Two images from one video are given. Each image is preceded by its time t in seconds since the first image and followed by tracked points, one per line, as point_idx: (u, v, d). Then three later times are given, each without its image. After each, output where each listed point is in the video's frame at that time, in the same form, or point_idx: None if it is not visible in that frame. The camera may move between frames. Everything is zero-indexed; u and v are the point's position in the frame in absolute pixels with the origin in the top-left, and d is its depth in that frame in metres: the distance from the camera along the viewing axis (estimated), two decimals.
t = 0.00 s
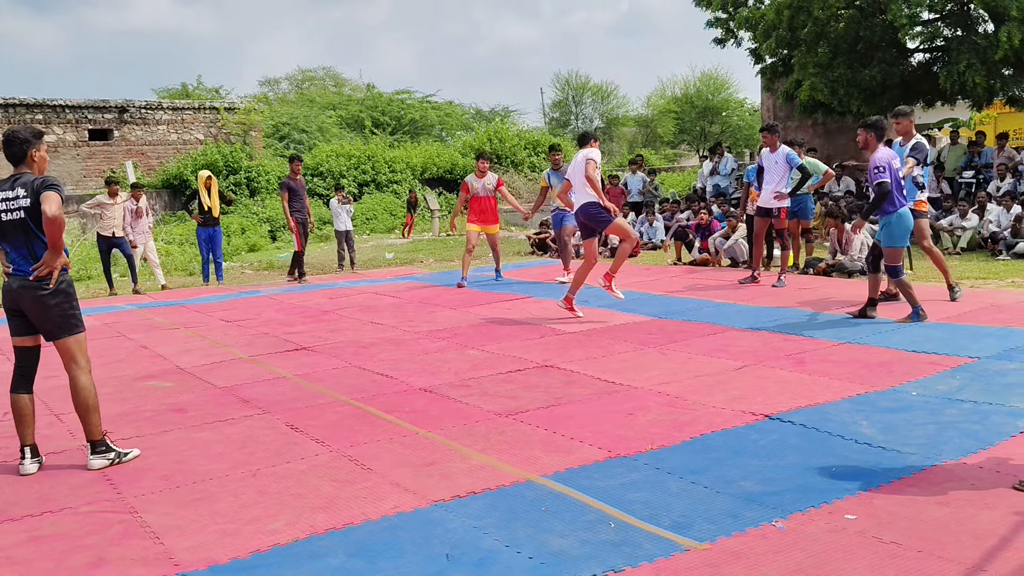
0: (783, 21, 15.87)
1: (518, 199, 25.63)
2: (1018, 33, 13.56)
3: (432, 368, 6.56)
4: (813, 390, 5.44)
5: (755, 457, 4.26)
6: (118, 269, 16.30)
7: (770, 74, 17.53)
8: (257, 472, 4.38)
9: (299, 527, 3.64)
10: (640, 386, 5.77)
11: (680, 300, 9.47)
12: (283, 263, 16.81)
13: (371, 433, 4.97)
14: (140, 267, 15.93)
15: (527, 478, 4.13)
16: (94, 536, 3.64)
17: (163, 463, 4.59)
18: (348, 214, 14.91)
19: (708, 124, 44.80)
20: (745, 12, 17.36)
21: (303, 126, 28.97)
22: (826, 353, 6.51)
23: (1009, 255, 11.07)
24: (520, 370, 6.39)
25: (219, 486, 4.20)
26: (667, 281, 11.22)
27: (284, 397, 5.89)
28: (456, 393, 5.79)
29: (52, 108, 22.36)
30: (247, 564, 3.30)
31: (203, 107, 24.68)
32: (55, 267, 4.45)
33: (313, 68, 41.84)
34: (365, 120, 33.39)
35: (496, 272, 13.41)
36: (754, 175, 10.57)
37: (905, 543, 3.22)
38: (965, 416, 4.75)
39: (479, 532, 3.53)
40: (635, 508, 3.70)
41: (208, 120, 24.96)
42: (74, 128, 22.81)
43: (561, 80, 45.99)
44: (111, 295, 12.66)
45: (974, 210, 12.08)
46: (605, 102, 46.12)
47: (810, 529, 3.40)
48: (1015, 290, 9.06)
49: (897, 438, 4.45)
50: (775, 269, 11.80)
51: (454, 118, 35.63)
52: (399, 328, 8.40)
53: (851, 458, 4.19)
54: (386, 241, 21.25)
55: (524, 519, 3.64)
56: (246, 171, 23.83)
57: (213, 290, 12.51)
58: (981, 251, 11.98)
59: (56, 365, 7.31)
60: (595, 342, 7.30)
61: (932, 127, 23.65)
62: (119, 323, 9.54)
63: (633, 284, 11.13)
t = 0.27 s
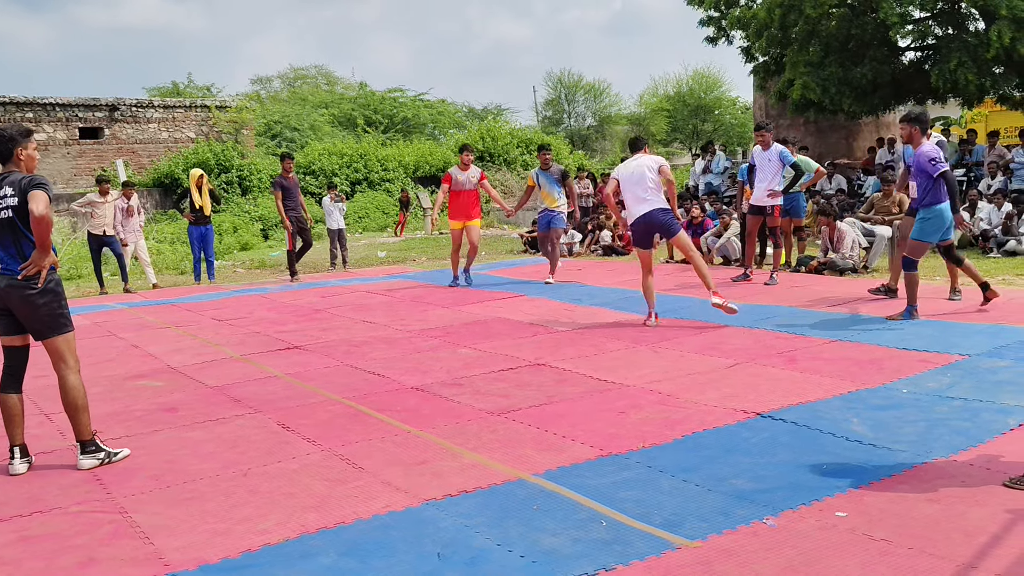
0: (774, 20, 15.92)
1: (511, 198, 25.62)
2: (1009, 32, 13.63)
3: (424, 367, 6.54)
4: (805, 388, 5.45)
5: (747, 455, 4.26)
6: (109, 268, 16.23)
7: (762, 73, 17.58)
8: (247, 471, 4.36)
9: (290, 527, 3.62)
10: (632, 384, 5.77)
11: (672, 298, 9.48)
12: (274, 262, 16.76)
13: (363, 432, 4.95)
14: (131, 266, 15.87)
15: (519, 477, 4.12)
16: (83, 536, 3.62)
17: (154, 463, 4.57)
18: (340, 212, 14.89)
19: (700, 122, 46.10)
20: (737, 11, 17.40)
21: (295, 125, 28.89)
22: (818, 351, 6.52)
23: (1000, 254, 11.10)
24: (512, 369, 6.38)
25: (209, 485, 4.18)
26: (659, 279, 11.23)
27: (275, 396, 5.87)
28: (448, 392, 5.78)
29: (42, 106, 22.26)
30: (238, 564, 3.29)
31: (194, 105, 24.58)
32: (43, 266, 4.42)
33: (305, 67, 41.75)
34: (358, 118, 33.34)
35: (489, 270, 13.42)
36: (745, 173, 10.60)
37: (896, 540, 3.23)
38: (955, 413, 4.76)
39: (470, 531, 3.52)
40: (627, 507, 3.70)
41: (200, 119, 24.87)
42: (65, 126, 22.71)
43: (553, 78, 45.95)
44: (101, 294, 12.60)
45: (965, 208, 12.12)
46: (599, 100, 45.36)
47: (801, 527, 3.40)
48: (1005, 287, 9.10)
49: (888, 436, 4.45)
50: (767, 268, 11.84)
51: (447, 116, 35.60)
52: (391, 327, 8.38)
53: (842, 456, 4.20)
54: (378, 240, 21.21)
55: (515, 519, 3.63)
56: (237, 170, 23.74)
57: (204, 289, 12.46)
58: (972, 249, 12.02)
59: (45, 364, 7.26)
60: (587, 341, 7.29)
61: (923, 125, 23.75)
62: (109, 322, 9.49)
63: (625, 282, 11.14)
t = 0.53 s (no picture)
0: (766, 18, 15.95)
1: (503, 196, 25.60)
2: (998, 30, 13.65)
3: (417, 365, 6.54)
4: (796, 386, 5.46)
5: (738, 453, 4.27)
6: (100, 267, 16.17)
7: (753, 71, 17.62)
8: (239, 471, 4.35)
9: (282, 527, 3.61)
10: (625, 382, 5.77)
11: (664, 296, 9.49)
12: (266, 261, 16.72)
13: (355, 431, 4.95)
14: (122, 264, 15.81)
15: (511, 476, 4.12)
16: (74, 536, 3.60)
17: (145, 463, 4.55)
18: (333, 211, 14.86)
19: (693, 120, 46.14)
20: (728, 10, 17.44)
21: (287, 123, 28.82)
22: (809, 348, 6.54)
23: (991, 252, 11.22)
24: (504, 367, 6.38)
25: (200, 485, 4.16)
26: (652, 277, 11.25)
27: (267, 395, 5.86)
28: (440, 390, 5.78)
29: (33, 105, 22.19)
30: (229, 564, 3.28)
31: (185, 103, 24.49)
32: (32, 265, 4.39)
33: (297, 65, 41.66)
34: (350, 117, 33.29)
35: (481, 268, 13.42)
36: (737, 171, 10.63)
37: (887, 537, 3.24)
38: (946, 410, 4.78)
39: (462, 530, 3.51)
40: (619, 505, 3.70)
41: (191, 117, 24.78)
42: (55, 125, 22.61)
43: (545, 76, 45.96)
44: (92, 293, 12.54)
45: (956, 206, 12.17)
46: (591, 98, 45.47)
47: (793, 524, 3.41)
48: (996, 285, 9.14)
49: (879, 433, 4.47)
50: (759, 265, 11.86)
51: (439, 115, 35.55)
52: (384, 325, 8.37)
53: (833, 453, 4.21)
54: (370, 239, 21.18)
55: (507, 517, 3.63)
56: (229, 168, 23.66)
57: (196, 288, 12.42)
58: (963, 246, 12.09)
59: (35, 364, 7.23)
60: (580, 339, 7.30)
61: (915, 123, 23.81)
62: (100, 321, 9.45)
63: (618, 280, 11.14)
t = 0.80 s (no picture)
0: (761, 18, 15.97)
1: (499, 195, 25.58)
2: (993, 29, 13.66)
3: (412, 365, 6.53)
4: (792, 385, 5.47)
5: (734, 452, 4.28)
6: (94, 267, 16.14)
7: (748, 71, 17.63)
8: (234, 471, 4.34)
9: (277, 527, 3.60)
10: (620, 381, 5.78)
11: (660, 295, 9.51)
12: (262, 261, 16.69)
13: (350, 430, 4.94)
14: (117, 264, 15.78)
15: (506, 475, 4.12)
16: (69, 536, 3.59)
17: (140, 463, 4.54)
18: (328, 211, 14.83)
19: (688, 120, 45.24)
20: (724, 9, 17.46)
21: (282, 123, 28.77)
22: (805, 347, 6.55)
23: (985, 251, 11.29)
24: (500, 367, 6.37)
25: (196, 485, 4.15)
26: (647, 276, 11.26)
27: (262, 395, 5.85)
28: (436, 390, 5.77)
29: (27, 104, 22.13)
30: (225, 564, 3.27)
31: (180, 103, 24.44)
32: (26, 265, 4.37)
33: (292, 64, 41.62)
34: (345, 116, 33.27)
35: (477, 268, 13.41)
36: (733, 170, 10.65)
37: (882, 536, 3.24)
38: (941, 409, 4.79)
39: (457, 530, 3.51)
40: (614, 504, 3.70)
41: (185, 116, 24.71)
42: (49, 124, 22.54)
43: (540, 76, 45.97)
44: (87, 293, 12.51)
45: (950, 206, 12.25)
46: (587, 98, 45.91)
47: (788, 523, 3.42)
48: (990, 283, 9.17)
49: (874, 432, 4.48)
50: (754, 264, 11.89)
51: (435, 114, 35.54)
52: (379, 325, 8.36)
53: (828, 452, 4.22)
54: (366, 238, 21.14)
55: (503, 516, 3.63)
56: (224, 168, 23.60)
57: (191, 288, 12.39)
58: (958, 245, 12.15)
59: (30, 364, 7.20)
60: (575, 338, 7.30)
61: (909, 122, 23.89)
62: (95, 321, 9.43)
63: (613, 279, 11.14)
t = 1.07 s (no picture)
0: (758, 20, 15.99)
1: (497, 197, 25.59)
2: (989, 32, 13.68)
3: (410, 367, 6.53)
4: (789, 387, 5.48)
5: (732, 454, 4.28)
6: (92, 269, 16.13)
7: (745, 73, 17.66)
8: (232, 473, 4.34)
9: (275, 529, 3.60)
10: (618, 384, 5.78)
11: (658, 298, 9.51)
12: (259, 262, 16.70)
13: (348, 433, 4.94)
14: (114, 266, 15.77)
15: (504, 477, 4.12)
16: (66, 539, 3.59)
17: (137, 465, 4.53)
18: (326, 212, 14.82)
19: (685, 122, 46.14)
20: (721, 12, 17.47)
21: (280, 124, 28.77)
22: (803, 349, 6.56)
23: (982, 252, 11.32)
24: (498, 369, 6.37)
25: (193, 487, 4.15)
26: (644, 278, 11.27)
27: (260, 397, 5.84)
28: (434, 392, 5.77)
29: (24, 106, 22.10)
30: (224, 566, 3.27)
31: (178, 105, 24.43)
32: (24, 267, 4.36)
33: (290, 66, 41.64)
34: (343, 118, 33.28)
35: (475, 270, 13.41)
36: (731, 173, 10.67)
37: (879, 538, 3.25)
38: (938, 411, 4.80)
39: (455, 532, 3.51)
40: (612, 507, 3.70)
41: (183, 118, 24.70)
42: (47, 126, 22.52)
43: (538, 78, 46.01)
44: (85, 295, 12.49)
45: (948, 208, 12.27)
46: (584, 100, 45.70)
47: (786, 525, 3.42)
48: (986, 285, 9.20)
49: (871, 434, 4.49)
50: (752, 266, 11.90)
51: (433, 116, 35.56)
52: (377, 327, 8.35)
53: (826, 454, 4.22)
54: (364, 240, 21.14)
55: (501, 519, 3.63)
56: (222, 170, 23.56)
57: (189, 290, 12.38)
58: (955, 247, 12.17)
59: (27, 366, 7.19)
60: (573, 340, 7.31)
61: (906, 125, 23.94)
62: (92, 323, 9.41)
63: (611, 281, 11.15)
